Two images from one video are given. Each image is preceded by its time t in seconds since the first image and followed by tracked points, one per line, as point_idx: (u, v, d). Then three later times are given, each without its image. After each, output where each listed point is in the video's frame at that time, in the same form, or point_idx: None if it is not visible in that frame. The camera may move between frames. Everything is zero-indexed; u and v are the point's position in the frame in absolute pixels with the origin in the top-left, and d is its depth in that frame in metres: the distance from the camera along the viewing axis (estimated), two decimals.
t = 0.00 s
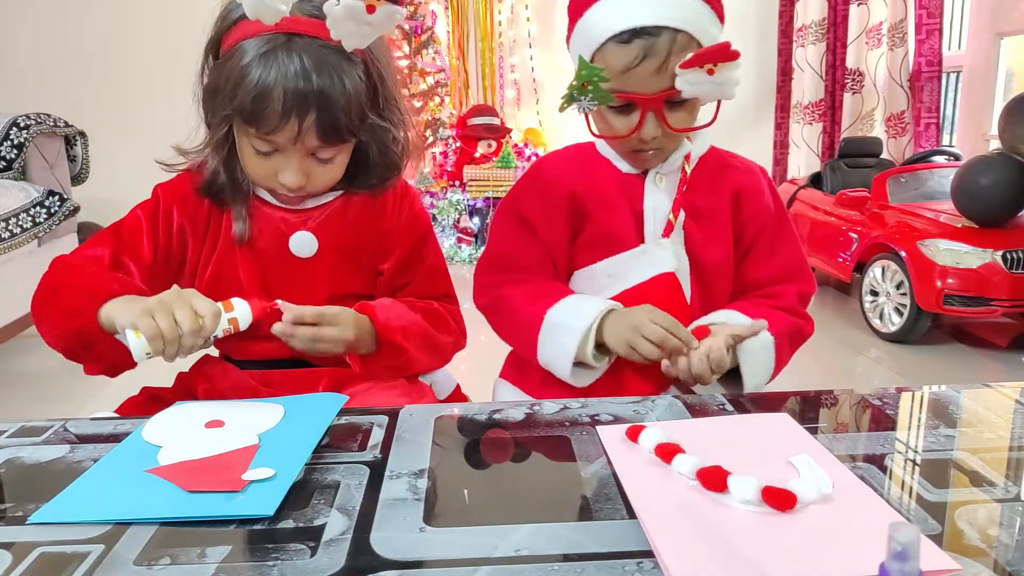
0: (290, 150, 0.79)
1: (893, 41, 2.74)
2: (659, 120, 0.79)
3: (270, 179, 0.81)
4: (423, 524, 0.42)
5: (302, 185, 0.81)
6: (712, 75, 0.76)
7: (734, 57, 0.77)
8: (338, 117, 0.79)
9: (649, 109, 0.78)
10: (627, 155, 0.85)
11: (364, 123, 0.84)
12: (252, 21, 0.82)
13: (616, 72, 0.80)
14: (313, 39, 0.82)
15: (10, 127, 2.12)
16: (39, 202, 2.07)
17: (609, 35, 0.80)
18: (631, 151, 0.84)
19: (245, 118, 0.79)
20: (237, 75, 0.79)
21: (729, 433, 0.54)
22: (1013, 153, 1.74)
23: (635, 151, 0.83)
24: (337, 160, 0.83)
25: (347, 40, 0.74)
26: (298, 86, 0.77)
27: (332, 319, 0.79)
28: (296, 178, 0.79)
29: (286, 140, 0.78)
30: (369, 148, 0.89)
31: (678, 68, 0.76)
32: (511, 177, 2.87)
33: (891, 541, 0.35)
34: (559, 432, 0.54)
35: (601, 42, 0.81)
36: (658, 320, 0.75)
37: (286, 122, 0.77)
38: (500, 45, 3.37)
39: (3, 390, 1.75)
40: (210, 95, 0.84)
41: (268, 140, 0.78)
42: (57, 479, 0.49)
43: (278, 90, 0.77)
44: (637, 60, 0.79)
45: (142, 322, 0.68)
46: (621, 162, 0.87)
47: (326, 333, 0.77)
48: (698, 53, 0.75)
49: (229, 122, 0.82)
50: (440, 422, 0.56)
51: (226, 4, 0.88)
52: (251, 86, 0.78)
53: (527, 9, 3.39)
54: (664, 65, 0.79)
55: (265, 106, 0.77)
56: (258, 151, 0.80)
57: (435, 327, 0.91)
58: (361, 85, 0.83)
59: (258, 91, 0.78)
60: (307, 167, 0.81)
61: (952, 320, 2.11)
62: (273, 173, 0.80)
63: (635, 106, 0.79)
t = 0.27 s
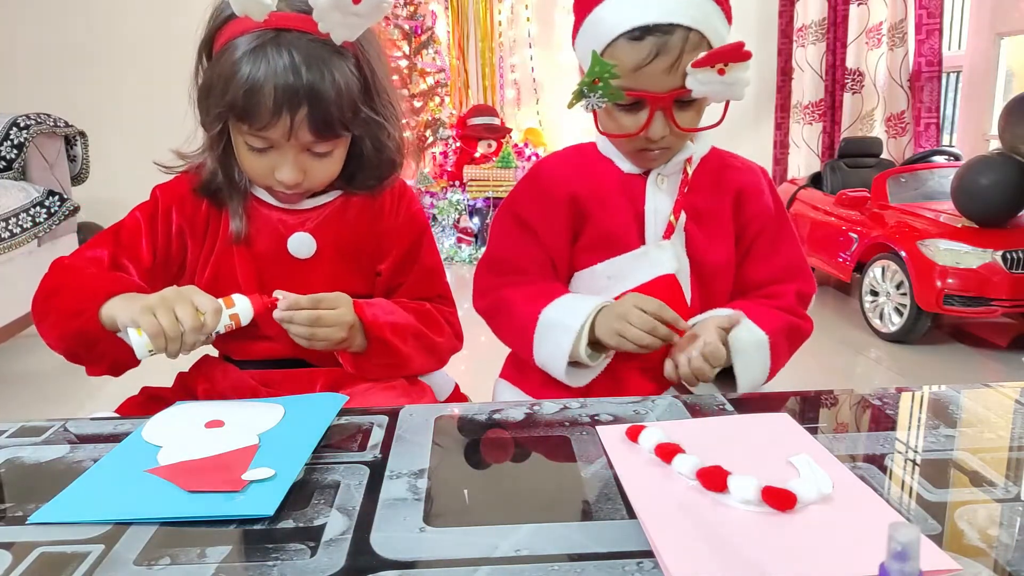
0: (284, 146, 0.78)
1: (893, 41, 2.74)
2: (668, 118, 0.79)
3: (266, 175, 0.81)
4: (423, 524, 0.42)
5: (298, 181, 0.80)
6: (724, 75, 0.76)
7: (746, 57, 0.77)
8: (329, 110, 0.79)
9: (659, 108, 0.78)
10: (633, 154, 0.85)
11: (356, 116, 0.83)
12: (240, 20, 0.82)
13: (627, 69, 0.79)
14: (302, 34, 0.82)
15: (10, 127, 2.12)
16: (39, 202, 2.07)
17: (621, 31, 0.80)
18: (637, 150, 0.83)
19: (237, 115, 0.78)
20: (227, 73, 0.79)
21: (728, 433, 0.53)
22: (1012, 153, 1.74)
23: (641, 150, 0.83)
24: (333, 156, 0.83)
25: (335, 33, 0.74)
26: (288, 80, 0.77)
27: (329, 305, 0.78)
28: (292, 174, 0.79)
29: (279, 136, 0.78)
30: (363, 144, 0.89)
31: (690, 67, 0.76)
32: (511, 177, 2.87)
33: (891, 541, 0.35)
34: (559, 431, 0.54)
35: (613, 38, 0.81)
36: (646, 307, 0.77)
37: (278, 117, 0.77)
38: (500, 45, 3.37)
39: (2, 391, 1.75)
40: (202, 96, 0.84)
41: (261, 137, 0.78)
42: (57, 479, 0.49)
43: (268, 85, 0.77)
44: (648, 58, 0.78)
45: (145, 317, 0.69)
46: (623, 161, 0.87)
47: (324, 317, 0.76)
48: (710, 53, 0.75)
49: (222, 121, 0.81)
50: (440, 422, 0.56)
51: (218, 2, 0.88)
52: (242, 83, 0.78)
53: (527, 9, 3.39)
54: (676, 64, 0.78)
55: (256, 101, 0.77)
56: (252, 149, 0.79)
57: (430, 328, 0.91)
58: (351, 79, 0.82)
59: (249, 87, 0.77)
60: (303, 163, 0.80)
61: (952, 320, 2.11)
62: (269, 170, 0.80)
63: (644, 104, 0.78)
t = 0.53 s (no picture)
0: (280, 150, 0.79)
1: (893, 41, 2.74)
2: (670, 112, 0.78)
3: (263, 180, 0.81)
4: (423, 524, 0.42)
5: (295, 185, 0.80)
6: (727, 69, 0.76)
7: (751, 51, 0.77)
8: (324, 115, 0.79)
9: (661, 102, 0.78)
10: (635, 151, 0.85)
11: (352, 119, 0.83)
12: (234, 23, 0.81)
13: (630, 62, 0.79)
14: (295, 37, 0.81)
15: (10, 127, 2.12)
16: (39, 202, 2.07)
17: (624, 24, 0.80)
18: (639, 147, 0.83)
19: (233, 121, 0.78)
20: (221, 78, 0.79)
21: (728, 433, 0.53)
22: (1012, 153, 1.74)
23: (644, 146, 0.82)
24: (330, 158, 0.83)
25: (329, 37, 0.74)
26: (282, 85, 0.77)
27: (327, 309, 0.77)
28: (289, 178, 0.79)
29: (275, 140, 0.78)
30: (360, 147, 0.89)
31: (693, 60, 0.76)
32: (511, 177, 2.87)
33: (891, 541, 0.35)
34: (559, 432, 0.54)
35: (616, 31, 0.81)
36: (626, 301, 0.76)
37: (272, 123, 0.77)
38: (500, 45, 3.37)
39: (2, 391, 1.75)
40: (198, 101, 0.84)
41: (257, 142, 0.78)
42: (57, 480, 0.49)
43: (263, 90, 0.77)
44: (652, 50, 0.78)
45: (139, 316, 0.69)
46: (625, 161, 0.87)
47: (321, 321, 0.76)
48: (713, 47, 0.75)
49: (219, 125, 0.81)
50: (440, 422, 0.56)
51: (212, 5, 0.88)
52: (237, 88, 0.78)
53: (527, 9, 3.39)
54: (679, 58, 0.78)
55: (250, 106, 0.77)
56: (249, 153, 0.80)
57: (428, 330, 0.91)
58: (347, 81, 0.82)
59: (243, 93, 0.77)
60: (300, 166, 0.80)
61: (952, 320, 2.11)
62: (266, 173, 0.80)
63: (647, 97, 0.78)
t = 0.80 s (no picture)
0: (260, 115, 0.75)
1: (893, 41, 2.74)
2: (684, 118, 0.78)
3: (245, 149, 0.77)
4: (423, 525, 0.42)
5: (277, 153, 0.77)
6: (744, 74, 0.76)
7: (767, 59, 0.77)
8: (303, 74, 0.75)
9: (675, 106, 0.77)
10: (644, 155, 0.84)
11: (336, 84, 0.79)
12: None
13: (646, 64, 0.78)
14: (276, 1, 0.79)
15: (10, 127, 2.12)
16: (39, 202, 2.07)
17: (641, 24, 0.78)
18: (649, 151, 0.82)
19: (213, 87, 0.75)
20: (200, 44, 0.76)
21: (728, 433, 0.53)
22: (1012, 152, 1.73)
23: (654, 150, 0.82)
24: (314, 128, 0.79)
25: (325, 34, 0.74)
26: (260, 43, 0.74)
27: (322, 313, 0.76)
28: (271, 146, 0.76)
29: (254, 103, 0.74)
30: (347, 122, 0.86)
31: (712, 66, 0.76)
32: (511, 177, 2.87)
33: (891, 541, 0.35)
34: (560, 432, 0.54)
35: (632, 31, 0.79)
36: (631, 311, 0.75)
37: (249, 81, 0.73)
38: (500, 45, 3.37)
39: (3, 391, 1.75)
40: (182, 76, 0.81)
41: (236, 106, 0.75)
42: (57, 480, 0.49)
43: (241, 50, 0.74)
44: (669, 53, 0.77)
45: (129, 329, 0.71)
46: (634, 164, 0.87)
47: (315, 325, 0.74)
48: (733, 52, 0.75)
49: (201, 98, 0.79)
50: (441, 423, 0.56)
51: None
52: (215, 51, 0.75)
53: (527, 9, 3.38)
54: (696, 61, 0.77)
55: (228, 66, 0.74)
56: (231, 123, 0.76)
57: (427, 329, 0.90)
58: (329, 45, 0.79)
59: (221, 54, 0.74)
60: (282, 134, 0.77)
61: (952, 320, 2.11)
62: (248, 144, 0.77)
63: (661, 101, 0.77)
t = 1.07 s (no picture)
0: (241, 65, 0.74)
1: (893, 41, 2.74)
2: (734, 108, 0.61)
3: (224, 100, 0.76)
4: (423, 524, 0.42)
5: (255, 108, 0.75)
6: (804, 54, 0.61)
7: (829, 39, 0.62)
8: (286, 25, 0.74)
9: (725, 91, 0.60)
10: (683, 160, 0.67)
11: (321, 44, 0.78)
12: None
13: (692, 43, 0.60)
14: None
15: (10, 127, 2.12)
16: (39, 202, 2.07)
17: None
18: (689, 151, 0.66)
19: (198, 35, 0.75)
20: None
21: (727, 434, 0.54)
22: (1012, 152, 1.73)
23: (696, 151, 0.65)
24: (296, 87, 0.78)
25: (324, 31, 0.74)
26: None
27: (314, 295, 0.74)
28: (250, 99, 0.75)
29: (234, 50, 0.73)
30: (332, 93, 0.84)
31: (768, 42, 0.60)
32: (511, 177, 2.88)
33: (891, 541, 0.35)
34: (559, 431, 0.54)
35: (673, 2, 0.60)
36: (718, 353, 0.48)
37: (230, 27, 0.72)
38: (500, 45, 3.38)
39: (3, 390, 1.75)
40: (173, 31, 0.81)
41: (217, 55, 0.74)
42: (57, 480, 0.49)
43: None
44: (720, 30, 0.59)
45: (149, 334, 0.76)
46: (669, 177, 0.70)
47: (305, 308, 0.72)
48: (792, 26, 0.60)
49: (190, 51, 0.78)
50: (441, 422, 0.56)
51: None
52: None
53: (527, 9, 3.39)
54: (751, 38, 0.60)
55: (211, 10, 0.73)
56: (213, 75, 0.75)
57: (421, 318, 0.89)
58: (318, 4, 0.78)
59: None
60: (263, 90, 0.76)
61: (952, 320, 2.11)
62: (228, 97, 0.75)
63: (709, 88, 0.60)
